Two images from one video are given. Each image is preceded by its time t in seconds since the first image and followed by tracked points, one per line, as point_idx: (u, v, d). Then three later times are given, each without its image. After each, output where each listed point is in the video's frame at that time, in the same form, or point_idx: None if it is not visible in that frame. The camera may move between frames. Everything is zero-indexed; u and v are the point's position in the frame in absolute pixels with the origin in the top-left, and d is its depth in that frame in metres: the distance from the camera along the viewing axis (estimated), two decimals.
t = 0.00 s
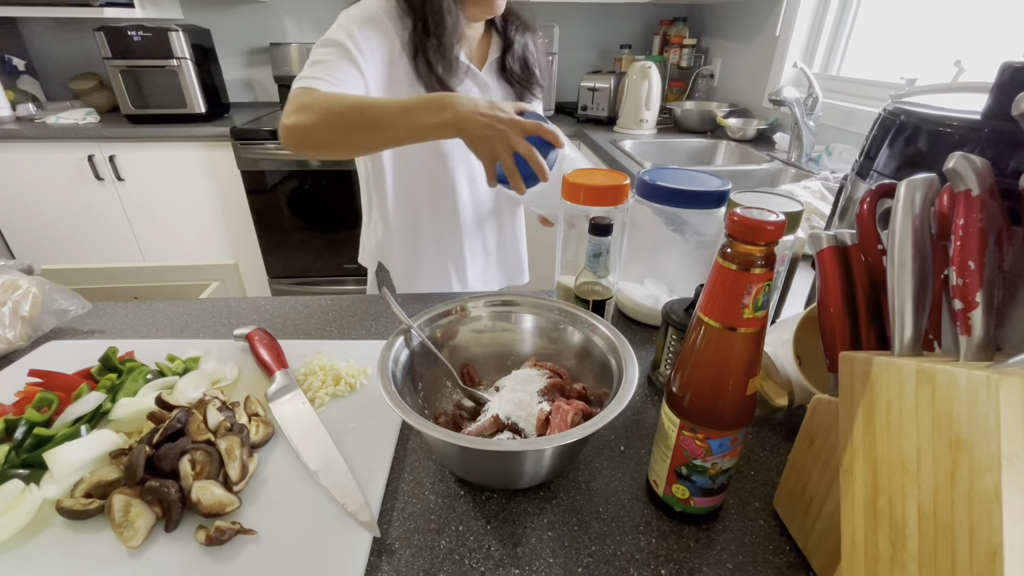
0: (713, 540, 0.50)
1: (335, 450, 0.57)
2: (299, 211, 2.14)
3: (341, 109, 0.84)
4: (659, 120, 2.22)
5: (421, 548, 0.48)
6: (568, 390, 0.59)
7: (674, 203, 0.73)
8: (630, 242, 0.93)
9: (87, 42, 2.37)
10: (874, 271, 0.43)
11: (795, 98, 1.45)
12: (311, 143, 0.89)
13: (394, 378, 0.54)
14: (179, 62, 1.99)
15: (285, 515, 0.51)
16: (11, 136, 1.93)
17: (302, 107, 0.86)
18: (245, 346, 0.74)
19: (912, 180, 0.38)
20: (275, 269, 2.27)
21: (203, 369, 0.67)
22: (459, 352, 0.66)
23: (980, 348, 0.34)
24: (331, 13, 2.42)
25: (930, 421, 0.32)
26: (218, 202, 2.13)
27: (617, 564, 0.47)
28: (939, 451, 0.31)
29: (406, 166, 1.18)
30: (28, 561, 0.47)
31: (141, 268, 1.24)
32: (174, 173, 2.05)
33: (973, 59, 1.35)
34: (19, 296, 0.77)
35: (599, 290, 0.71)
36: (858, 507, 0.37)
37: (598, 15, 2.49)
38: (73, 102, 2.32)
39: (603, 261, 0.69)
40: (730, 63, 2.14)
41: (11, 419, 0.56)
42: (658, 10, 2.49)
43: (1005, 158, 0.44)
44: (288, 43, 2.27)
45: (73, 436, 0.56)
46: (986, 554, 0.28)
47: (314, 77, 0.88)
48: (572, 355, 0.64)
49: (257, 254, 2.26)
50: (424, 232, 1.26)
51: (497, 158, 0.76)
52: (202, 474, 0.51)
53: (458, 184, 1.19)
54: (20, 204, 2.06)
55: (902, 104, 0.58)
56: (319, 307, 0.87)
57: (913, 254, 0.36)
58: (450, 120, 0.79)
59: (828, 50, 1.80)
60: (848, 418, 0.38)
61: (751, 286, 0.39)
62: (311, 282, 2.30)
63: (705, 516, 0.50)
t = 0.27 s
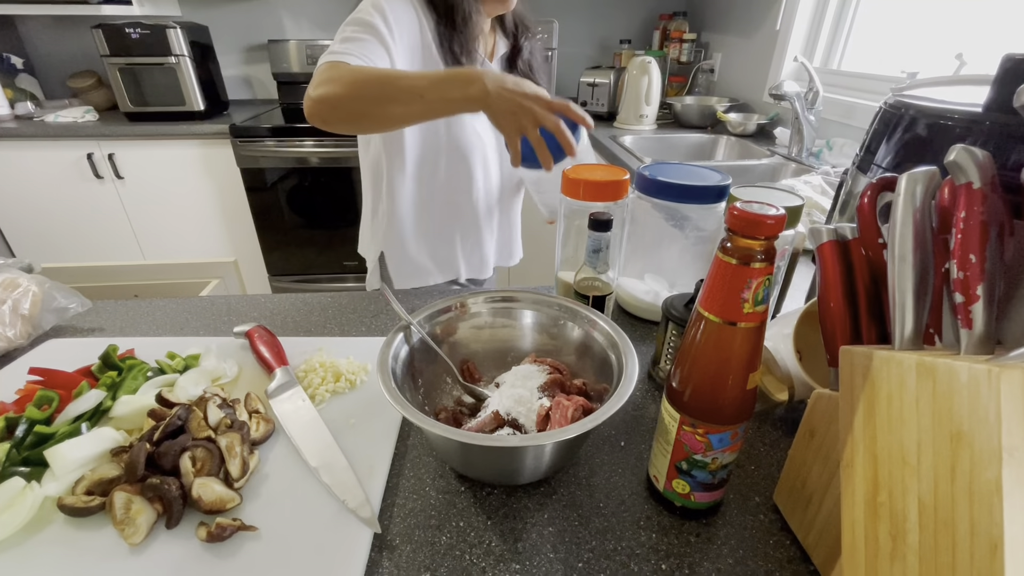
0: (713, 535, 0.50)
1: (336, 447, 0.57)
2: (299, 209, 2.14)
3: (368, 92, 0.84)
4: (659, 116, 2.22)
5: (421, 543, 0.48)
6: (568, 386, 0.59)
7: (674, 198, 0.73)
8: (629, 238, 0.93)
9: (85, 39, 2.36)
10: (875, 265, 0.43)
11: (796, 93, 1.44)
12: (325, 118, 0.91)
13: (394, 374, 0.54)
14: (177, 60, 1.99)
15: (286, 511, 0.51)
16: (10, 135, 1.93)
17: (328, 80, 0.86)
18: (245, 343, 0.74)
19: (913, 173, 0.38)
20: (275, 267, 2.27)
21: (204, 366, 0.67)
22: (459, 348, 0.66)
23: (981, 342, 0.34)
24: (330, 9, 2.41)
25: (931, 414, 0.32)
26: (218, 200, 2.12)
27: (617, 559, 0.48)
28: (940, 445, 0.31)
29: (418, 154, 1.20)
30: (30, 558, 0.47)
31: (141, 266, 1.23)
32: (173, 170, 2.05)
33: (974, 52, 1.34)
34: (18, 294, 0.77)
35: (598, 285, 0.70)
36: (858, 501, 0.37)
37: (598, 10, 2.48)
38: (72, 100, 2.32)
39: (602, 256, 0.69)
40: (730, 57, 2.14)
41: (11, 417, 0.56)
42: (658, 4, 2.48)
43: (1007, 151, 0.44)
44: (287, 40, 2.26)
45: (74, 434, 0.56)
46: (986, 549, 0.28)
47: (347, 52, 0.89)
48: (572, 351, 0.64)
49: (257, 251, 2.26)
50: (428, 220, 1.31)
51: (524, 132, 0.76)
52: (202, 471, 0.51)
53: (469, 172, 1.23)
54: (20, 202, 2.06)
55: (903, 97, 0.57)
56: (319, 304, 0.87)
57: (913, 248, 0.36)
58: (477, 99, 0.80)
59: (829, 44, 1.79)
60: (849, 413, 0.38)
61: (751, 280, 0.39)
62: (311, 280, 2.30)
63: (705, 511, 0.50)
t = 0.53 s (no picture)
0: (715, 525, 0.50)
1: (338, 440, 0.57)
2: (299, 204, 2.14)
3: (330, 92, 0.94)
4: (660, 108, 2.20)
5: (424, 536, 0.48)
6: (570, 378, 0.58)
7: (676, 189, 0.73)
8: (630, 230, 0.92)
9: (83, 35, 2.35)
10: (878, 254, 0.42)
11: (798, 83, 1.43)
12: (314, 126, 1.03)
13: (395, 367, 0.54)
14: (176, 54, 1.98)
15: (288, 504, 0.51)
16: (9, 131, 1.93)
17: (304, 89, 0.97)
18: (246, 337, 0.74)
19: (918, 161, 0.37)
20: (276, 262, 2.27)
21: (205, 360, 0.67)
22: (460, 341, 0.66)
23: (986, 329, 0.33)
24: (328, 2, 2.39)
25: (936, 403, 0.32)
26: (218, 195, 2.12)
27: (620, 550, 0.48)
28: (944, 434, 0.31)
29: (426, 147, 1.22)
30: (34, 551, 0.47)
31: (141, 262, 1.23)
32: (173, 166, 2.04)
33: (978, 41, 1.33)
34: (18, 289, 0.77)
35: (599, 277, 0.70)
36: (863, 490, 0.37)
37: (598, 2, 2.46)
38: (71, 96, 2.31)
39: (604, 248, 0.69)
40: (732, 48, 2.12)
41: (13, 412, 0.56)
42: None
43: (1012, 138, 0.43)
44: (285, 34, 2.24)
45: (77, 428, 0.56)
46: (991, 538, 0.28)
47: (326, 59, 0.98)
48: (573, 343, 0.64)
49: (258, 247, 2.25)
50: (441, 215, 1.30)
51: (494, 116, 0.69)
52: (205, 464, 0.51)
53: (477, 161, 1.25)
54: (20, 199, 2.06)
55: (908, 85, 0.57)
56: (320, 298, 0.87)
57: (918, 237, 0.36)
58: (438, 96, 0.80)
59: (831, 34, 1.77)
60: (853, 402, 0.38)
61: (753, 269, 0.39)
62: (312, 275, 2.30)
63: (708, 501, 0.50)
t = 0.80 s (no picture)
0: (720, 507, 0.48)
1: (333, 425, 0.56)
2: (296, 192, 2.11)
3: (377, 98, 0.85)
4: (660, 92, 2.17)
5: (421, 520, 0.47)
6: (570, 359, 0.57)
7: (679, 167, 0.71)
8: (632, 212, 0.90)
9: (75, 22, 2.32)
10: (892, 225, 0.40)
11: (802, 63, 1.40)
12: (375, 143, 0.93)
13: (391, 349, 0.52)
14: (169, 41, 1.95)
15: (282, 489, 0.50)
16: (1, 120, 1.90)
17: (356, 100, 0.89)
18: (241, 323, 0.72)
19: (935, 125, 0.35)
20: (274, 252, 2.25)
21: (198, 345, 0.66)
22: (458, 324, 0.64)
23: (1007, 300, 0.32)
24: None
25: (954, 377, 0.31)
26: (214, 184, 2.10)
27: (623, 533, 0.46)
28: (962, 408, 0.31)
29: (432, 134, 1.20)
30: (21, 538, 0.46)
31: (136, 251, 1.22)
32: (167, 154, 2.02)
33: (986, 18, 1.30)
34: (6, 275, 0.75)
35: (601, 259, 0.69)
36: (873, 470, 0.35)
37: None
38: (64, 85, 2.28)
39: (605, 228, 0.67)
40: (734, 30, 2.08)
41: None
42: None
43: None
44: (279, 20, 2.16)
45: (65, 414, 0.55)
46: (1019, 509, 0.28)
47: (375, 64, 0.90)
48: (573, 323, 0.62)
49: (255, 237, 2.23)
50: (438, 191, 1.26)
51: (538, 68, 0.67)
52: (196, 449, 0.50)
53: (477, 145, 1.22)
54: (15, 190, 2.04)
55: (921, 53, 0.55)
56: (315, 284, 0.86)
57: (936, 204, 0.34)
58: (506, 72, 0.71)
59: (835, 14, 1.74)
60: (861, 377, 0.36)
61: (761, 241, 0.37)
62: (311, 265, 2.28)
63: (712, 483, 0.49)
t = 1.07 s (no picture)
0: (732, 490, 0.47)
1: (332, 409, 0.54)
2: (296, 181, 2.09)
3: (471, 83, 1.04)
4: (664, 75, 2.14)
5: (424, 505, 0.46)
6: (576, 340, 0.55)
7: (687, 143, 0.69)
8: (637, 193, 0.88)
9: (70, 11, 2.29)
10: (916, 191, 0.38)
11: (810, 42, 1.37)
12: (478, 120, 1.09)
13: (390, 330, 0.50)
14: (165, 28, 1.92)
15: (281, 474, 0.48)
16: None
17: (460, 85, 1.03)
18: (238, 307, 0.70)
19: (965, 81, 0.33)
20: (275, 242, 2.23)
21: (195, 330, 0.64)
22: (459, 306, 0.63)
23: None
24: None
25: (990, 346, 0.30)
26: (214, 174, 2.08)
27: (632, 516, 0.45)
28: (998, 379, 0.30)
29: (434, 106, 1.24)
30: (12, 525, 0.45)
31: (134, 239, 1.20)
32: (167, 144, 2.00)
33: None
34: None
35: (607, 240, 0.67)
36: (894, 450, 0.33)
37: None
38: (61, 75, 2.26)
39: (610, 206, 0.65)
40: (739, 11, 2.04)
41: None
42: None
43: None
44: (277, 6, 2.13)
45: (58, 399, 0.53)
46: None
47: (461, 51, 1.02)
48: (579, 304, 0.60)
49: (256, 227, 2.21)
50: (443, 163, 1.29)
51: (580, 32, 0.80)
52: (191, 434, 0.48)
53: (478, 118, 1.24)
54: (14, 182, 2.03)
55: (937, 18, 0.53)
56: (315, 268, 0.84)
57: (967, 165, 0.32)
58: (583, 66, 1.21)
59: None
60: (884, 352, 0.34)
61: (779, 208, 0.35)
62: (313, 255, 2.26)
63: (724, 465, 0.47)
